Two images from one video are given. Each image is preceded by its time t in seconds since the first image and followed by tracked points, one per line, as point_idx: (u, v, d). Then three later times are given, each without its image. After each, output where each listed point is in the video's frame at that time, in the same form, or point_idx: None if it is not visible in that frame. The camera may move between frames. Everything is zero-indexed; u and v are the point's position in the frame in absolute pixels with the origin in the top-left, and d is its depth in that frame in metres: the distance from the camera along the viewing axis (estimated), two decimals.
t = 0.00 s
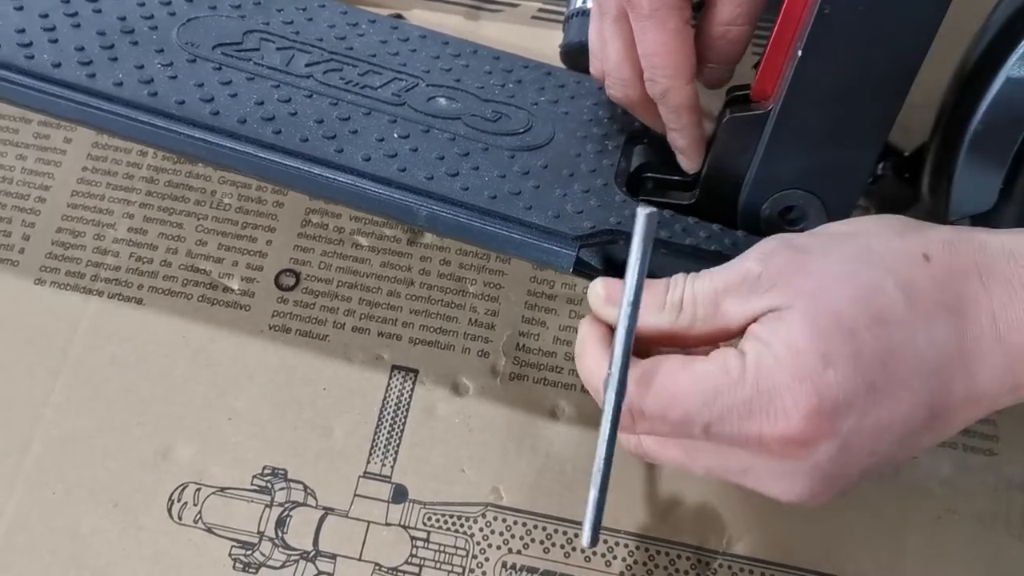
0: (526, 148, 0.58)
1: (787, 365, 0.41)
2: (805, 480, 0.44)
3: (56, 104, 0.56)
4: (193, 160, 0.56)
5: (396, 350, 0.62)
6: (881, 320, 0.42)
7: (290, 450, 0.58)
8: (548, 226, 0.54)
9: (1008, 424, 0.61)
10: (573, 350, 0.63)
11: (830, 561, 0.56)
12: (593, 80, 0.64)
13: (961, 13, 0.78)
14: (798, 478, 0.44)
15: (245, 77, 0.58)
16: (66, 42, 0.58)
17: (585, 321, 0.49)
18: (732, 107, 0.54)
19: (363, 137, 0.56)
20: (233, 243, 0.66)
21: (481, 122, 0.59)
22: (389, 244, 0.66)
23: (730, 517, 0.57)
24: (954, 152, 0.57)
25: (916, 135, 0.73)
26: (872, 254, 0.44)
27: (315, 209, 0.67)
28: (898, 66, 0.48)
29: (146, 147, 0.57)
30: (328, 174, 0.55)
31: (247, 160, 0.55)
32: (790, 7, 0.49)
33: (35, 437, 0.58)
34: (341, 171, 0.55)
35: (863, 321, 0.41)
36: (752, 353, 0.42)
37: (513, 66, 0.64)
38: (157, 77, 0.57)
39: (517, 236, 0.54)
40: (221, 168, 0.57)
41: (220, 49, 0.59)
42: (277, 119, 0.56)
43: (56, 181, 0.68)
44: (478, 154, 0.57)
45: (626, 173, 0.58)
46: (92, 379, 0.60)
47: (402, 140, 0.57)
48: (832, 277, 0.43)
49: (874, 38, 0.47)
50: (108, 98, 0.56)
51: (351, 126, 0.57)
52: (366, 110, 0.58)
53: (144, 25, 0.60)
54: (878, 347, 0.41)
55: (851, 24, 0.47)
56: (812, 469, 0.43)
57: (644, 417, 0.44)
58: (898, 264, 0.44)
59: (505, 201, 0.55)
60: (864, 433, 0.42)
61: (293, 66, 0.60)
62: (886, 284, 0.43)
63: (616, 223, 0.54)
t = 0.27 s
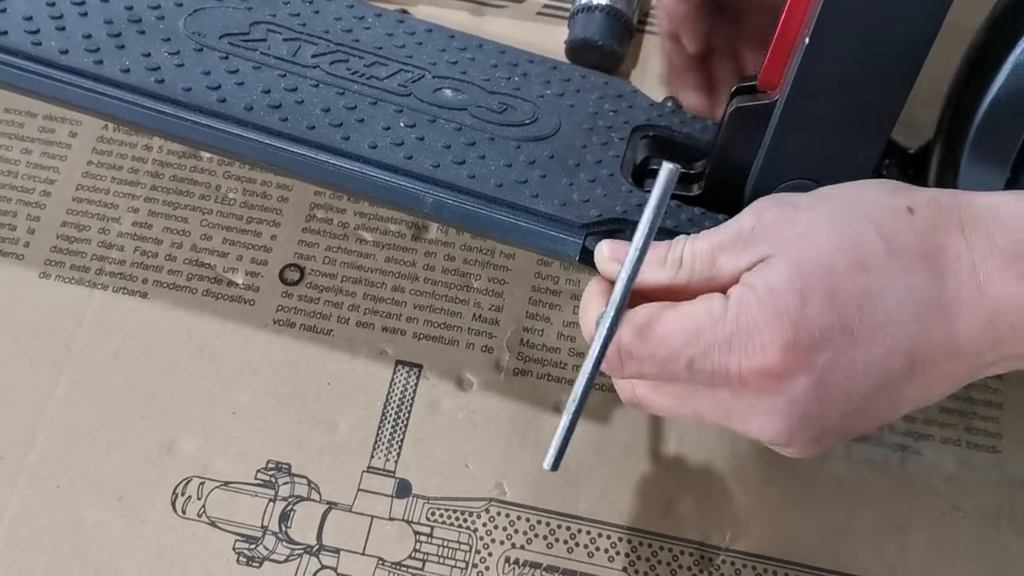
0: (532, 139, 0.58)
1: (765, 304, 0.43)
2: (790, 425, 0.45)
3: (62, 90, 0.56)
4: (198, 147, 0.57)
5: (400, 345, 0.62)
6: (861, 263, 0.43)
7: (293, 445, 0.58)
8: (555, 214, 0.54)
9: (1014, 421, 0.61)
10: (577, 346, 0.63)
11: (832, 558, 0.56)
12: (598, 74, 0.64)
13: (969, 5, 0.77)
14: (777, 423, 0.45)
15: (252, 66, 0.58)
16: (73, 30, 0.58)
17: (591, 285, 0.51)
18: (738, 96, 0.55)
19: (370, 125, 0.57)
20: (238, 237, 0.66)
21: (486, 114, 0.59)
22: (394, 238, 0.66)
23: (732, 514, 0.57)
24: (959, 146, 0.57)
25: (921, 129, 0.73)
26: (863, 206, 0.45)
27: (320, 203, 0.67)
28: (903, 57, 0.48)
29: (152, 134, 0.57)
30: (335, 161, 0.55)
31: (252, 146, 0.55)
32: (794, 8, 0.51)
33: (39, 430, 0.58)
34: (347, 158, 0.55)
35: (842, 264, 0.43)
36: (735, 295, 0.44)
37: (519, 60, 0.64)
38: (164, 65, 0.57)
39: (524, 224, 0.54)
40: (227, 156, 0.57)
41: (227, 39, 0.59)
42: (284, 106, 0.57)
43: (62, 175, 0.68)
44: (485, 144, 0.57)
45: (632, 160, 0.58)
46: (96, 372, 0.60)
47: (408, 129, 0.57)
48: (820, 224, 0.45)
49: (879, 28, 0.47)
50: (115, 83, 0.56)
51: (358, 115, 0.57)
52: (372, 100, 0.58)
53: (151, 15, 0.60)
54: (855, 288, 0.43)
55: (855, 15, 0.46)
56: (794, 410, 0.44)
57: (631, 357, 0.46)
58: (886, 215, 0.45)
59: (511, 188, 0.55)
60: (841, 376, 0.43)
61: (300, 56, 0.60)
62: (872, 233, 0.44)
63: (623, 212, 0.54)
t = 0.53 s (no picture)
0: (535, 140, 0.58)
1: (766, 245, 0.41)
2: (791, 376, 0.42)
3: (65, 92, 0.56)
4: (200, 148, 0.57)
5: (403, 343, 0.62)
6: (868, 206, 0.41)
7: (296, 443, 0.58)
8: (557, 216, 0.54)
9: (1017, 420, 0.61)
10: (580, 345, 0.63)
11: (835, 556, 0.56)
12: (600, 74, 0.65)
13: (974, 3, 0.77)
14: (774, 371, 0.42)
15: (255, 68, 0.58)
16: (76, 31, 0.58)
17: (598, 246, 0.51)
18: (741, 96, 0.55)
19: (372, 127, 0.56)
20: (241, 235, 0.66)
21: (489, 114, 0.59)
22: (397, 237, 0.66)
23: (735, 512, 0.57)
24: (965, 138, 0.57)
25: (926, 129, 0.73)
26: (877, 154, 0.43)
27: (323, 202, 0.67)
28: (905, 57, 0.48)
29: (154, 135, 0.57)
30: (338, 164, 0.55)
31: (256, 148, 0.55)
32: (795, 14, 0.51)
33: (43, 428, 0.58)
34: (351, 160, 0.55)
35: (848, 205, 0.41)
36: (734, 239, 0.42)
37: (522, 60, 0.64)
38: (167, 66, 0.57)
39: (527, 226, 0.54)
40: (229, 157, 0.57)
41: (230, 40, 0.59)
42: (287, 108, 0.56)
43: (65, 173, 0.68)
44: (487, 146, 0.57)
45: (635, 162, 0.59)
46: (99, 371, 0.60)
47: (411, 130, 0.57)
48: (828, 170, 0.42)
49: (881, 27, 0.47)
50: (118, 86, 0.56)
51: (361, 116, 0.57)
52: (375, 101, 0.58)
53: (154, 15, 0.60)
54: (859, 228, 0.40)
55: (858, 14, 0.46)
56: (793, 356, 0.41)
57: (631, 297, 0.46)
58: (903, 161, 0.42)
59: (514, 190, 0.55)
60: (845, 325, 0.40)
61: (302, 57, 0.60)
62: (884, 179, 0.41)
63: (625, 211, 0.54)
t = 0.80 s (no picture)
0: (540, 140, 0.58)
1: (729, 224, 0.41)
2: (754, 356, 0.41)
3: (70, 91, 0.56)
4: (204, 147, 0.57)
5: (406, 342, 0.62)
6: (832, 190, 0.41)
7: (298, 442, 0.58)
8: (562, 218, 0.54)
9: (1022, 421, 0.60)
10: (583, 344, 0.63)
11: (839, 557, 0.56)
12: (605, 73, 0.65)
13: (979, 3, 0.77)
14: (735, 350, 0.41)
15: (259, 67, 0.58)
16: (80, 30, 0.58)
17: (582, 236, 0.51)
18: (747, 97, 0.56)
19: (377, 126, 0.56)
20: (245, 234, 0.66)
21: (493, 114, 0.59)
22: (400, 236, 0.66)
23: (738, 512, 0.57)
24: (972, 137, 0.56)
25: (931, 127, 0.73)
26: (843, 146, 0.43)
27: (327, 201, 0.67)
28: (911, 57, 0.48)
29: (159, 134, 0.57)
30: (342, 164, 0.55)
31: (259, 148, 0.55)
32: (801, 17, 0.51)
33: (45, 426, 0.58)
34: (356, 160, 0.55)
35: (810, 190, 0.41)
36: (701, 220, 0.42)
37: (526, 59, 0.64)
38: (171, 65, 0.57)
39: (532, 227, 0.54)
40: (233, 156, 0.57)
41: (234, 39, 0.59)
42: (291, 108, 0.56)
43: (68, 171, 0.68)
44: (492, 145, 0.57)
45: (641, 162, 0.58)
46: (101, 369, 0.60)
47: (416, 130, 0.57)
48: (797, 157, 0.42)
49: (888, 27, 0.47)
50: (122, 85, 0.56)
51: (365, 116, 0.57)
52: (380, 100, 0.58)
53: (159, 14, 0.60)
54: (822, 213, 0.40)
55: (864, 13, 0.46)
56: (755, 337, 0.41)
57: (593, 281, 0.45)
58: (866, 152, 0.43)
59: (519, 189, 0.55)
60: (806, 308, 0.40)
61: (306, 56, 0.60)
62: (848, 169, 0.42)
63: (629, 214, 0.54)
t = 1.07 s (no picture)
0: (539, 141, 0.58)
1: (711, 241, 0.41)
2: (735, 367, 0.42)
3: (69, 93, 0.56)
4: (203, 149, 0.56)
5: (406, 344, 0.62)
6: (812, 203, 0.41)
7: (298, 443, 0.58)
8: (561, 222, 0.54)
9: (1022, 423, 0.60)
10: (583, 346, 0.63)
11: (839, 560, 0.56)
12: (606, 75, 0.64)
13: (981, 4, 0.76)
14: (720, 362, 0.42)
15: (258, 69, 0.58)
16: (79, 32, 0.58)
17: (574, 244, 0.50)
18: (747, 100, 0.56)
19: (376, 128, 0.56)
20: (244, 235, 0.65)
21: (493, 116, 0.59)
22: (400, 237, 0.66)
23: (738, 515, 0.57)
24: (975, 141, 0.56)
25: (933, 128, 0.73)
26: (827, 157, 0.43)
27: (326, 202, 0.67)
28: (913, 59, 0.47)
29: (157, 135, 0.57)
30: (341, 166, 0.55)
31: (257, 149, 0.55)
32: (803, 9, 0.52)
33: (44, 427, 0.58)
34: (356, 162, 0.55)
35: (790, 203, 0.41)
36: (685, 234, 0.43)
37: (526, 61, 0.64)
38: (170, 67, 0.57)
39: (532, 230, 0.54)
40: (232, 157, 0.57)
41: (233, 41, 0.59)
42: (290, 110, 0.56)
43: (68, 172, 0.67)
44: (491, 148, 0.57)
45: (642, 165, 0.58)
46: (100, 370, 0.60)
47: (415, 132, 0.57)
48: (781, 170, 0.43)
49: (889, 30, 0.47)
50: (121, 87, 0.56)
51: (364, 117, 0.57)
52: (379, 102, 0.58)
53: (158, 15, 0.60)
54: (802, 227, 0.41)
55: (865, 16, 0.46)
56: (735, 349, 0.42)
57: (579, 298, 0.45)
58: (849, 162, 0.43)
59: (519, 192, 0.55)
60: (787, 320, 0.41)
61: (306, 58, 0.59)
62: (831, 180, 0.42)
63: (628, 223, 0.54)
